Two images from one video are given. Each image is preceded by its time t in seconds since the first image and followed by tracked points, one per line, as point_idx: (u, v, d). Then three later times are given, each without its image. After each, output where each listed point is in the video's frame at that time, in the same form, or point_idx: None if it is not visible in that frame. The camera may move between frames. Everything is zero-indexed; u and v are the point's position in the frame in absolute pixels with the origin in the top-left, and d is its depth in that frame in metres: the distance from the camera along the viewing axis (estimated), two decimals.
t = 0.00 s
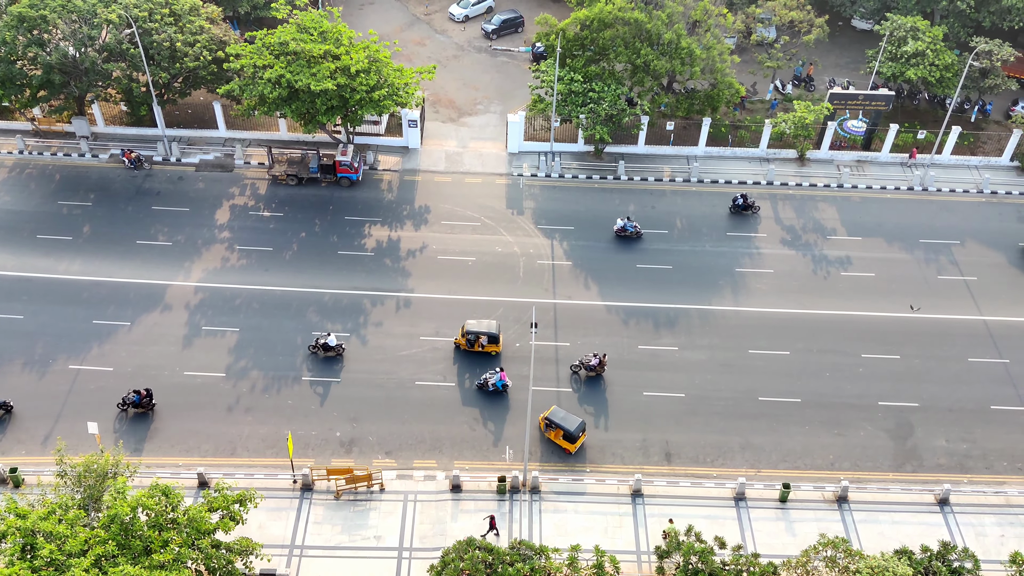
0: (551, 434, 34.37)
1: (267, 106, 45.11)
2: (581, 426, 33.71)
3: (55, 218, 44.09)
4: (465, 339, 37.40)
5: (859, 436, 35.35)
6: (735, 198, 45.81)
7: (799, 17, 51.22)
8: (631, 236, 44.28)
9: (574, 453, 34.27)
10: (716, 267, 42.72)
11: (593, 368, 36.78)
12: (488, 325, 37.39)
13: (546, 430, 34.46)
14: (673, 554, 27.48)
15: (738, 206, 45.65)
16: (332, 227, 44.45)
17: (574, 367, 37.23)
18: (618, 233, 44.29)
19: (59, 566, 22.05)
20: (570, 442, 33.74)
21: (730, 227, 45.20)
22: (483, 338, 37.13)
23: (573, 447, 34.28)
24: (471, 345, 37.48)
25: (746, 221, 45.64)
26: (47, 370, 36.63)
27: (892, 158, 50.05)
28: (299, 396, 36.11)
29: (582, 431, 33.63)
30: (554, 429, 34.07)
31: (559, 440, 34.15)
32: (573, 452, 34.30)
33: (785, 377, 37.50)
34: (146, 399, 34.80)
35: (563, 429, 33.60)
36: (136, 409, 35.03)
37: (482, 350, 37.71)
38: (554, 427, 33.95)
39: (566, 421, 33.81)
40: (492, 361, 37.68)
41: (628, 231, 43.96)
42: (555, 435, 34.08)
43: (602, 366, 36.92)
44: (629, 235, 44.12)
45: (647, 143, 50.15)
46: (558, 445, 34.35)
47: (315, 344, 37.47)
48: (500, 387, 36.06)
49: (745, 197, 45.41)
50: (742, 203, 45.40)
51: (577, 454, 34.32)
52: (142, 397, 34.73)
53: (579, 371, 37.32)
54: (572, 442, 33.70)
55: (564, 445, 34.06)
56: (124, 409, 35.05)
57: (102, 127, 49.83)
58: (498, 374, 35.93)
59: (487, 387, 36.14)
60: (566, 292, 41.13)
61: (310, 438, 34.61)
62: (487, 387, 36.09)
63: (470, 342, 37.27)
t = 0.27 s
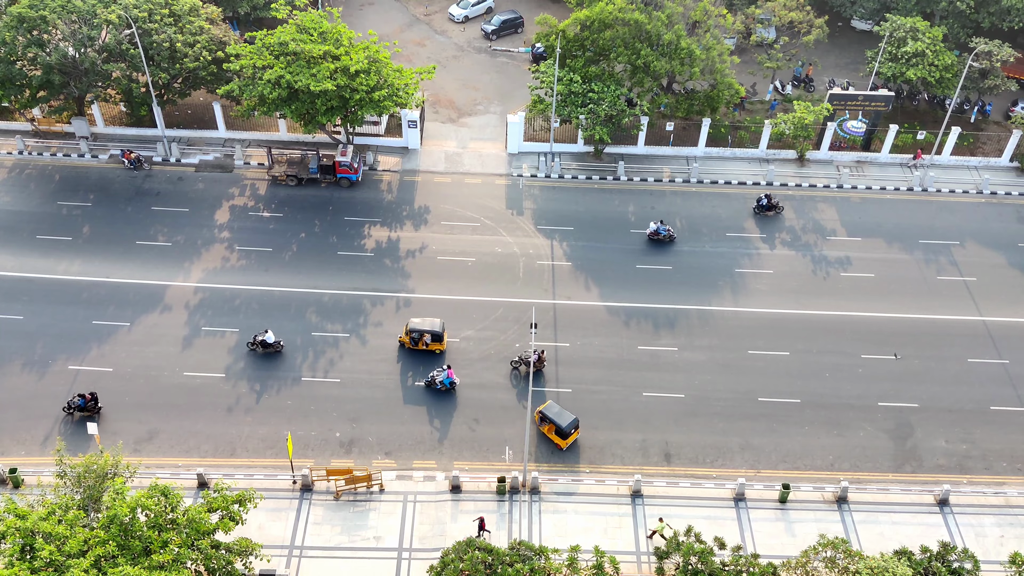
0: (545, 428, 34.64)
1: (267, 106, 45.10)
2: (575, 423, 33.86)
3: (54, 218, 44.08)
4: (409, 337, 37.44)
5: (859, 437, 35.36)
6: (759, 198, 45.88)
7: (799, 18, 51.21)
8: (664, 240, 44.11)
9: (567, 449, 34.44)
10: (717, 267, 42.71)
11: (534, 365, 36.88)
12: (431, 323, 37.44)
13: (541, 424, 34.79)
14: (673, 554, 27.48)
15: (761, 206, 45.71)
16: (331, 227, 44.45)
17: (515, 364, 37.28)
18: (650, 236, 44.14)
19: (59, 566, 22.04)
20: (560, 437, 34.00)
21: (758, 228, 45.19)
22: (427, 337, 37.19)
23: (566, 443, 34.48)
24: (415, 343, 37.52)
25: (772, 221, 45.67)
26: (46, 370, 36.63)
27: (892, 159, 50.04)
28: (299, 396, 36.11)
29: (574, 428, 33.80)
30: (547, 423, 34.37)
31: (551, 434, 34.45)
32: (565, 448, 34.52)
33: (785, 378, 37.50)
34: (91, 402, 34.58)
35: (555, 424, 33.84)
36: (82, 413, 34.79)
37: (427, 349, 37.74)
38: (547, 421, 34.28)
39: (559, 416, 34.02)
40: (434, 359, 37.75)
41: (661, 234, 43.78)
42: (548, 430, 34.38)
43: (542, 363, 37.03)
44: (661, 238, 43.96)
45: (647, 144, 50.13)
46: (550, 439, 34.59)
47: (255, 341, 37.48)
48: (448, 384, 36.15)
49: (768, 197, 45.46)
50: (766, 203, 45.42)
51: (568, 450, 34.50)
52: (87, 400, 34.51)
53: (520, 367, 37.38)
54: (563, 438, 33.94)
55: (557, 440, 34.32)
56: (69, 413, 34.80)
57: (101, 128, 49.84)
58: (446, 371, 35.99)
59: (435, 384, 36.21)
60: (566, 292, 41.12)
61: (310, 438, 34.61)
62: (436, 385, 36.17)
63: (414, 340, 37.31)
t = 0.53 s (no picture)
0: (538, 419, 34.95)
1: (266, 107, 45.09)
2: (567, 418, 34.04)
3: (54, 219, 44.08)
4: (352, 334, 37.46)
5: (858, 437, 35.36)
6: (783, 198, 46.07)
7: (798, 18, 51.21)
8: (697, 244, 43.99)
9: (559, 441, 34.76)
10: (715, 269, 42.71)
11: (474, 361, 36.95)
12: (374, 321, 37.44)
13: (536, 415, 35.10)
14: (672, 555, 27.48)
15: (783, 207, 45.91)
16: (331, 228, 44.45)
17: (455, 360, 37.30)
18: (683, 240, 43.98)
19: (57, 567, 22.02)
20: (550, 430, 34.31)
21: (784, 228, 45.27)
22: (370, 335, 37.24)
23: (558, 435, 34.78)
24: (359, 341, 37.57)
25: (795, 221, 45.81)
26: (46, 371, 36.63)
27: (891, 159, 50.05)
28: (299, 397, 36.10)
29: (565, 423, 34.02)
30: (540, 415, 34.68)
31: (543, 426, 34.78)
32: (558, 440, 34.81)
33: (784, 378, 37.51)
34: (38, 407, 34.29)
35: (546, 418, 34.11)
36: (29, 418, 34.49)
37: (370, 347, 37.78)
38: (540, 413, 34.58)
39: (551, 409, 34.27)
40: (377, 356, 37.82)
41: (694, 238, 43.63)
42: (540, 421, 34.69)
43: (482, 359, 37.12)
44: (694, 242, 43.85)
45: (647, 145, 50.12)
46: (542, 430, 34.93)
47: (193, 338, 37.44)
48: (395, 382, 36.18)
49: (790, 197, 45.74)
50: (789, 203, 45.65)
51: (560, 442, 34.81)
52: (34, 405, 34.20)
53: (460, 364, 37.42)
54: (553, 432, 34.22)
55: (547, 432, 34.64)
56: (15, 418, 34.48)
57: (101, 128, 49.84)
58: (392, 369, 36.01)
59: (382, 383, 36.27)
60: (566, 293, 41.12)
61: (309, 439, 34.61)
62: (383, 383, 36.22)
63: (358, 339, 37.37)
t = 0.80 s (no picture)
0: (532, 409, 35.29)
1: (266, 107, 45.09)
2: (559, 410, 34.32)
3: (53, 220, 44.06)
4: (295, 332, 37.48)
5: (858, 438, 35.36)
6: (806, 198, 46.08)
7: (798, 19, 51.21)
8: (729, 248, 43.81)
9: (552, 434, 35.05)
10: (714, 269, 42.73)
11: (415, 358, 37.03)
12: (316, 319, 37.46)
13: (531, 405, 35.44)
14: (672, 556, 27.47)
15: (806, 207, 45.96)
16: (331, 229, 44.44)
17: (397, 357, 37.35)
18: (717, 244, 43.79)
19: (57, 568, 22.02)
20: (541, 420, 34.62)
21: (797, 229, 45.31)
22: (313, 333, 37.30)
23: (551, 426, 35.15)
24: (302, 340, 37.61)
25: (819, 221, 45.85)
26: (45, 371, 36.62)
27: (890, 160, 50.06)
28: (298, 397, 36.08)
29: (557, 415, 34.30)
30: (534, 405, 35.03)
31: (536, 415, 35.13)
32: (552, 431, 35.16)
33: (783, 379, 37.51)
34: None
35: (538, 407, 34.45)
36: None
37: (314, 345, 37.83)
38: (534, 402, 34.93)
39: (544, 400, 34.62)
40: (321, 354, 37.89)
41: (728, 242, 43.46)
42: (533, 411, 35.03)
43: (423, 356, 37.20)
44: (728, 246, 43.66)
45: (646, 145, 50.12)
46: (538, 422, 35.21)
47: (132, 336, 37.37)
48: (342, 380, 36.22)
49: (813, 197, 45.77)
50: (812, 203, 45.67)
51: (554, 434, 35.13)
52: None
53: (401, 361, 37.48)
54: (543, 422, 34.54)
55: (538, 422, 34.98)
56: None
57: (101, 129, 49.83)
58: (338, 367, 36.08)
59: (329, 381, 36.27)
60: (565, 294, 41.12)
61: (309, 440, 34.60)
62: (330, 381, 36.23)
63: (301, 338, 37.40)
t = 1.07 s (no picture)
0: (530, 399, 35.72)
1: (265, 108, 45.09)
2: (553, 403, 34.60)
3: (53, 220, 44.04)
4: (237, 330, 37.49)
5: (857, 439, 35.36)
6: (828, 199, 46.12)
7: (798, 20, 51.21)
8: (762, 253, 43.63)
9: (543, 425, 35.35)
10: (713, 270, 42.75)
11: (356, 356, 37.17)
12: (259, 317, 37.50)
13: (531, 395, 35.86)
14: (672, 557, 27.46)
15: (829, 208, 46.03)
16: (330, 229, 44.44)
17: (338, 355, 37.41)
18: (751, 248, 43.59)
19: (56, 569, 22.02)
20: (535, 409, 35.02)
21: (797, 229, 45.32)
22: (255, 330, 37.33)
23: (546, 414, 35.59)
24: (245, 338, 37.63)
25: (841, 222, 45.94)
26: (44, 372, 36.60)
27: (890, 161, 50.07)
28: (297, 398, 36.08)
29: (549, 406, 34.63)
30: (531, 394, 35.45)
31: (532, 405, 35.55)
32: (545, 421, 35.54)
33: (783, 380, 37.51)
34: None
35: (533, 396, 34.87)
36: None
37: (256, 343, 37.85)
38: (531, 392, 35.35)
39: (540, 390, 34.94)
40: (265, 351, 37.91)
41: (762, 246, 43.26)
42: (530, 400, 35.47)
43: (364, 354, 37.34)
44: (762, 251, 43.47)
45: (646, 146, 50.11)
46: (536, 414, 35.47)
47: (72, 332, 37.40)
48: (289, 378, 36.30)
49: (836, 197, 45.83)
50: (835, 203, 45.73)
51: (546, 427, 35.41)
52: None
53: (342, 357, 37.57)
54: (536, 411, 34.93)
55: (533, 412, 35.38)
56: None
57: (100, 129, 49.82)
58: (286, 365, 36.16)
59: (276, 379, 36.32)
60: (565, 294, 41.12)
61: (308, 440, 34.59)
62: (277, 379, 36.29)
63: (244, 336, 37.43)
